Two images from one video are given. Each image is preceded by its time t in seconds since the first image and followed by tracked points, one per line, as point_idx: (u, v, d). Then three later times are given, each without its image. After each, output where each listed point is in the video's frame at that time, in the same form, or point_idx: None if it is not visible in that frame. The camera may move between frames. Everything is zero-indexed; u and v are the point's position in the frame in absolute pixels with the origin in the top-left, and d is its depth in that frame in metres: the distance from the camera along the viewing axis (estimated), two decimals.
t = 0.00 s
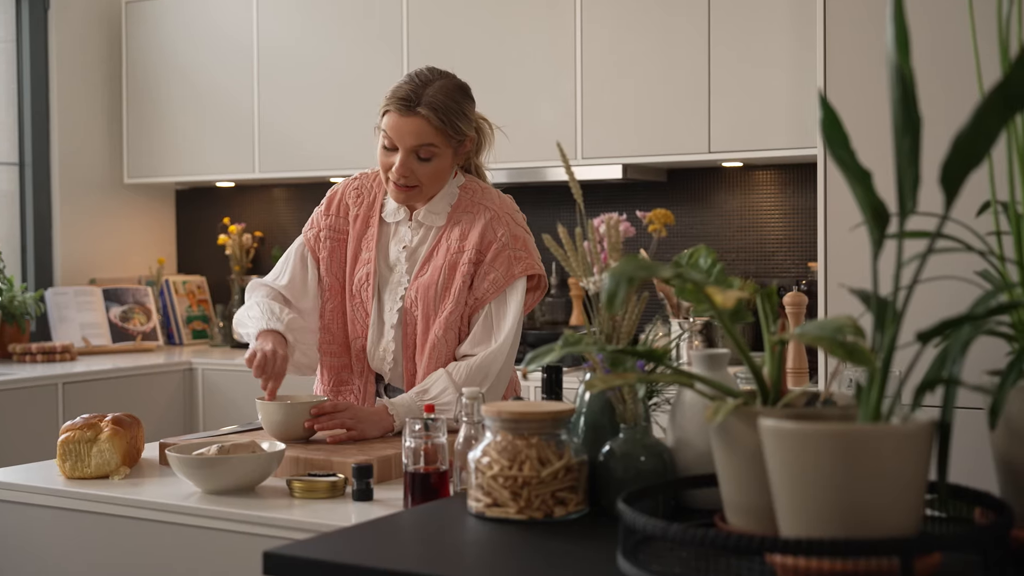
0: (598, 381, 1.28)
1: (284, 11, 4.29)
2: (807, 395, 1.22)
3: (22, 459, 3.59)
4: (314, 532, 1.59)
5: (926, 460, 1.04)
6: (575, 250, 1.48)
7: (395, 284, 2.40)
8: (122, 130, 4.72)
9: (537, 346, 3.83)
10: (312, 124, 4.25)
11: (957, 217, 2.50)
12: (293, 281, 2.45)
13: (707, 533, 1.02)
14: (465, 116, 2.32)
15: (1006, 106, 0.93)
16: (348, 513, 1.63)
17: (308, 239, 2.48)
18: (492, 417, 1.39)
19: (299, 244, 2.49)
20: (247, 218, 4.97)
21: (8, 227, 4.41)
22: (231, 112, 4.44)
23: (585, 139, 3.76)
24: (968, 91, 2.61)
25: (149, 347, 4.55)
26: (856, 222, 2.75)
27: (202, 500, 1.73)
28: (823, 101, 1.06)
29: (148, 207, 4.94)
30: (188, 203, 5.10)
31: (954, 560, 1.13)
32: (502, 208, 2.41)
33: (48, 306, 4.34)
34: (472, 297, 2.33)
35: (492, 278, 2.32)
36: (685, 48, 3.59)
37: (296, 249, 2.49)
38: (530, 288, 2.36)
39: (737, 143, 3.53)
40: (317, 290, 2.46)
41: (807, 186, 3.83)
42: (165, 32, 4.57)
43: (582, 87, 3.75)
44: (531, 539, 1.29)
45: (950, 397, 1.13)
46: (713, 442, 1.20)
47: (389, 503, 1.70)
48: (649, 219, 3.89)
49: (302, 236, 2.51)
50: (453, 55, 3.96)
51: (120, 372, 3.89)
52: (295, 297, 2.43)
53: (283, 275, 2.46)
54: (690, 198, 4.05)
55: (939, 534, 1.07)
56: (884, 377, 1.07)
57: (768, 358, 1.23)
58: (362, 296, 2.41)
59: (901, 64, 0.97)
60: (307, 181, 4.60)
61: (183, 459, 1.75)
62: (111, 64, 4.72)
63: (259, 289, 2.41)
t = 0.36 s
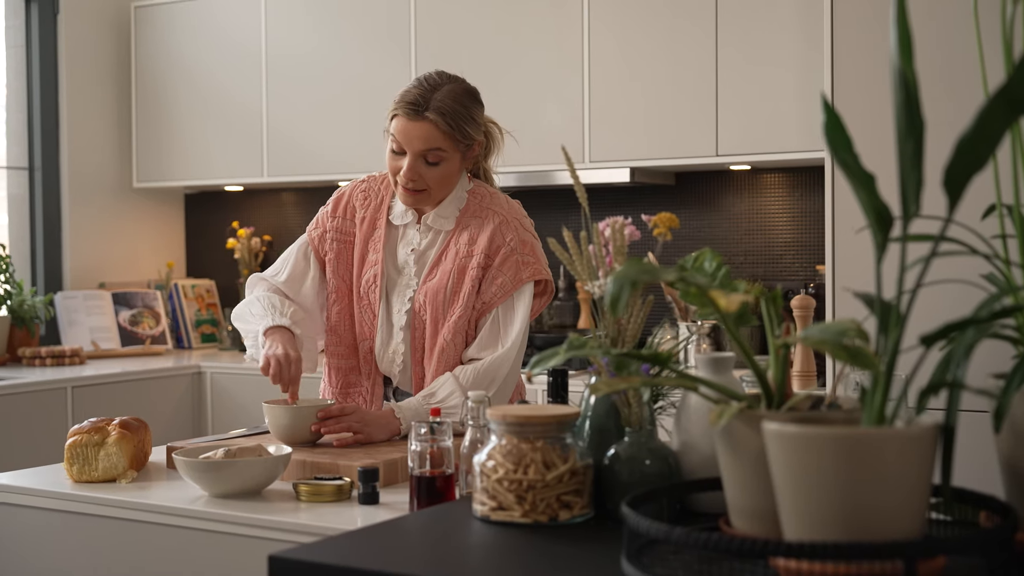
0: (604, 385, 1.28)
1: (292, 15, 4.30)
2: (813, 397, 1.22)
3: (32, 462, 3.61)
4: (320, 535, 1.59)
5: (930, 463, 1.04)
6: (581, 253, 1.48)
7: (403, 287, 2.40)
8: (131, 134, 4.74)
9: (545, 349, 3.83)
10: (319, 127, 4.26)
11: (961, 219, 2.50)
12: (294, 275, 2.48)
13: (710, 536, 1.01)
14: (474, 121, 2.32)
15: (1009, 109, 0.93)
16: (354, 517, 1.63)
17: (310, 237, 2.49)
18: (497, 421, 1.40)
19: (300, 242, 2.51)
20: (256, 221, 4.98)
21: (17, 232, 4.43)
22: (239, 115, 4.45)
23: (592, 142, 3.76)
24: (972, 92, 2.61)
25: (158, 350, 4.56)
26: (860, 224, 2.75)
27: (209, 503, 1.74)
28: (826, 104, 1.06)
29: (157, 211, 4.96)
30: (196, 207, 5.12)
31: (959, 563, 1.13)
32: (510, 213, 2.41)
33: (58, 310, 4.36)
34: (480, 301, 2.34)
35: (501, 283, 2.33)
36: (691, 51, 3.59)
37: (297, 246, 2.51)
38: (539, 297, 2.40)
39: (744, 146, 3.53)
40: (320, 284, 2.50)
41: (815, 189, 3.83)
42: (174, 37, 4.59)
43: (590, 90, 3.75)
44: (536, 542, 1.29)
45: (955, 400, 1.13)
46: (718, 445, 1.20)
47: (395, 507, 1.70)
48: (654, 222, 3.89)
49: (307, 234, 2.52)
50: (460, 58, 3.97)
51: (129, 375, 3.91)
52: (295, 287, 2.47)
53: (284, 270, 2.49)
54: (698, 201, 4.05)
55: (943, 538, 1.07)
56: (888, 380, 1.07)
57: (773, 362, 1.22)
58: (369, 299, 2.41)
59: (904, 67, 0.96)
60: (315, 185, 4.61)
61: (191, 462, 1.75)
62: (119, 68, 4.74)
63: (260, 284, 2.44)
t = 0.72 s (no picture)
0: (603, 382, 1.28)
1: (294, 13, 4.31)
2: (812, 394, 1.22)
3: (35, 459, 3.62)
4: (320, 532, 1.59)
5: (928, 461, 1.04)
6: (580, 252, 1.48)
7: (405, 285, 2.41)
8: (135, 132, 4.75)
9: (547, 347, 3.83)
10: (322, 126, 4.26)
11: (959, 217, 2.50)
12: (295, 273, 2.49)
13: (708, 533, 1.02)
14: (475, 118, 2.32)
15: (1006, 107, 0.93)
16: (354, 514, 1.64)
17: (311, 236, 2.50)
18: (497, 419, 1.40)
19: (302, 241, 2.52)
20: (260, 219, 4.99)
21: (21, 230, 4.44)
22: (242, 113, 4.46)
23: (595, 140, 3.76)
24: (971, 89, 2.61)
25: (162, 348, 4.56)
26: (860, 222, 2.75)
27: (210, 501, 1.75)
28: (823, 101, 1.06)
29: (161, 209, 4.97)
30: (199, 205, 5.13)
31: (958, 560, 1.13)
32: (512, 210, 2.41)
33: (62, 308, 4.38)
34: (482, 298, 2.33)
35: (502, 280, 2.32)
36: (693, 49, 3.59)
37: (300, 243, 2.51)
38: (541, 292, 2.38)
39: (746, 144, 3.53)
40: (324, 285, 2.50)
41: (817, 187, 3.83)
42: (177, 36, 4.59)
43: (592, 88, 3.75)
44: (535, 540, 1.30)
45: (952, 398, 1.13)
46: (717, 443, 1.20)
47: (395, 504, 1.71)
48: (654, 220, 3.89)
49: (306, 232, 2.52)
50: (462, 56, 3.97)
51: (133, 373, 3.91)
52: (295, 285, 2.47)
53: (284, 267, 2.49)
54: (700, 198, 4.05)
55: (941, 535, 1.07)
56: (885, 377, 1.07)
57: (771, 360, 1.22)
58: (371, 297, 2.42)
59: (903, 65, 0.96)
60: (318, 183, 4.62)
61: (192, 459, 1.76)
62: (123, 66, 4.75)
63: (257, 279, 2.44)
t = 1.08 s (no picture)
0: (604, 378, 1.28)
1: (296, 8, 4.31)
2: (811, 390, 1.22)
3: (37, 454, 3.62)
4: (319, 528, 1.60)
5: (927, 458, 1.04)
6: (581, 248, 1.48)
7: (408, 279, 2.40)
8: (137, 127, 4.75)
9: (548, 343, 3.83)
10: (324, 122, 4.26)
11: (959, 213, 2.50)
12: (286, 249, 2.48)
13: (709, 530, 1.02)
14: (475, 113, 2.32)
15: (1006, 103, 0.93)
16: (353, 510, 1.64)
17: (314, 219, 2.49)
18: (497, 415, 1.40)
19: (298, 219, 2.50)
20: (262, 215, 4.99)
21: (23, 225, 4.44)
22: (244, 108, 4.46)
23: (597, 135, 3.76)
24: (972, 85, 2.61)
25: (163, 343, 4.57)
26: (860, 218, 2.75)
27: (210, 496, 1.75)
28: (823, 96, 1.05)
29: (163, 205, 4.97)
30: (201, 199, 5.13)
31: (957, 558, 1.13)
32: (515, 207, 2.41)
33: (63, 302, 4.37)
34: (483, 294, 2.34)
35: (504, 276, 2.32)
36: (695, 44, 3.58)
37: (298, 222, 2.49)
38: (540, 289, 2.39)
39: (748, 141, 3.52)
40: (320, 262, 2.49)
41: (820, 183, 3.82)
42: (179, 31, 4.59)
43: (594, 84, 3.75)
44: (533, 536, 1.30)
45: (952, 395, 1.12)
46: (717, 440, 1.20)
47: (395, 500, 1.71)
48: (654, 216, 3.89)
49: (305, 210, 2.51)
50: (464, 51, 3.97)
51: (134, 368, 3.92)
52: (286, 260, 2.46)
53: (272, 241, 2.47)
54: (703, 194, 4.04)
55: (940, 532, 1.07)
56: (884, 374, 1.06)
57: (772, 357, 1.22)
58: (376, 288, 2.41)
59: (903, 62, 0.95)
60: (320, 179, 4.62)
61: (192, 455, 1.76)
62: (125, 61, 4.75)
63: (248, 254, 2.42)
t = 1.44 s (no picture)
0: (601, 375, 1.27)
1: (295, 4, 4.30)
2: (810, 387, 1.21)
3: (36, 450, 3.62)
4: (317, 524, 1.60)
5: (925, 455, 1.04)
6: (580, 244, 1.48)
7: (406, 275, 2.39)
8: (136, 124, 4.75)
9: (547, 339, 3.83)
10: (323, 118, 4.26)
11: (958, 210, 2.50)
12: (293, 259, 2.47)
13: (705, 527, 1.01)
14: (471, 91, 2.34)
15: (1005, 100, 0.92)
16: (351, 507, 1.64)
17: (314, 223, 2.49)
18: (495, 411, 1.40)
19: (303, 228, 2.50)
20: (261, 211, 4.99)
21: (22, 221, 4.44)
22: (243, 104, 4.45)
23: (596, 132, 3.75)
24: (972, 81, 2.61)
25: (163, 340, 4.57)
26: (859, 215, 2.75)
27: (207, 493, 1.75)
28: (821, 92, 1.05)
29: (162, 201, 4.97)
30: (201, 195, 5.13)
31: (955, 555, 1.13)
32: (515, 202, 2.42)
33: (62, 299, 4.36)
34: (483, 289, 2.34)
35: (504, 272, 2.33)
36: (695, 40, 3.58)
37: (305, 234, 2.49)
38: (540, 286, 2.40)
39: (748, 137, 3.52)
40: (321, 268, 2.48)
41: (819, 180, 3.82)
42: (179, 27, 4.59)
43: (593, 80, 3.74)
44: (530, 533, 1.29)
45: (950, 392, 1.12)
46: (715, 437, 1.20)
47: (393, 497, 1.71)
48: (653, 212, 3.89)
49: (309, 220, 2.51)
50: (463, 47, 3.96)
51: (134, 364, 3.92)
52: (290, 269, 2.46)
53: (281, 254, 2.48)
54: (703, 190, 4.04)
55: (938, 530, 1.07)
56: (883, 370, 1.06)
57: (769, 353, 1.22)
58: (374, 287, 2.41)
59: (902, 59, 0.95)
60: (320, 175, 4.62)
61: (190, 451, 1.75)
62: (124, 57, 4.75)
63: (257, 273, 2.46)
